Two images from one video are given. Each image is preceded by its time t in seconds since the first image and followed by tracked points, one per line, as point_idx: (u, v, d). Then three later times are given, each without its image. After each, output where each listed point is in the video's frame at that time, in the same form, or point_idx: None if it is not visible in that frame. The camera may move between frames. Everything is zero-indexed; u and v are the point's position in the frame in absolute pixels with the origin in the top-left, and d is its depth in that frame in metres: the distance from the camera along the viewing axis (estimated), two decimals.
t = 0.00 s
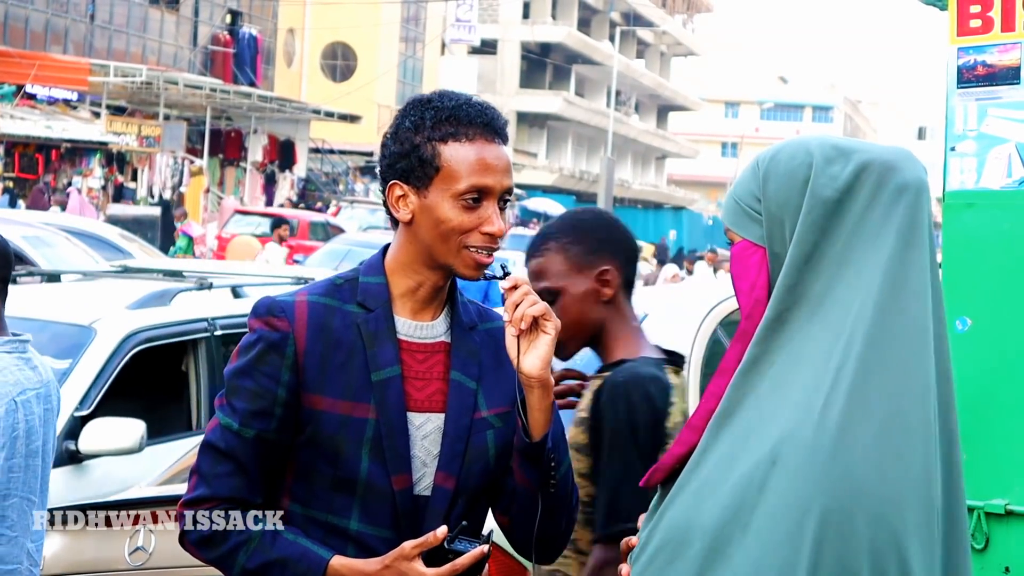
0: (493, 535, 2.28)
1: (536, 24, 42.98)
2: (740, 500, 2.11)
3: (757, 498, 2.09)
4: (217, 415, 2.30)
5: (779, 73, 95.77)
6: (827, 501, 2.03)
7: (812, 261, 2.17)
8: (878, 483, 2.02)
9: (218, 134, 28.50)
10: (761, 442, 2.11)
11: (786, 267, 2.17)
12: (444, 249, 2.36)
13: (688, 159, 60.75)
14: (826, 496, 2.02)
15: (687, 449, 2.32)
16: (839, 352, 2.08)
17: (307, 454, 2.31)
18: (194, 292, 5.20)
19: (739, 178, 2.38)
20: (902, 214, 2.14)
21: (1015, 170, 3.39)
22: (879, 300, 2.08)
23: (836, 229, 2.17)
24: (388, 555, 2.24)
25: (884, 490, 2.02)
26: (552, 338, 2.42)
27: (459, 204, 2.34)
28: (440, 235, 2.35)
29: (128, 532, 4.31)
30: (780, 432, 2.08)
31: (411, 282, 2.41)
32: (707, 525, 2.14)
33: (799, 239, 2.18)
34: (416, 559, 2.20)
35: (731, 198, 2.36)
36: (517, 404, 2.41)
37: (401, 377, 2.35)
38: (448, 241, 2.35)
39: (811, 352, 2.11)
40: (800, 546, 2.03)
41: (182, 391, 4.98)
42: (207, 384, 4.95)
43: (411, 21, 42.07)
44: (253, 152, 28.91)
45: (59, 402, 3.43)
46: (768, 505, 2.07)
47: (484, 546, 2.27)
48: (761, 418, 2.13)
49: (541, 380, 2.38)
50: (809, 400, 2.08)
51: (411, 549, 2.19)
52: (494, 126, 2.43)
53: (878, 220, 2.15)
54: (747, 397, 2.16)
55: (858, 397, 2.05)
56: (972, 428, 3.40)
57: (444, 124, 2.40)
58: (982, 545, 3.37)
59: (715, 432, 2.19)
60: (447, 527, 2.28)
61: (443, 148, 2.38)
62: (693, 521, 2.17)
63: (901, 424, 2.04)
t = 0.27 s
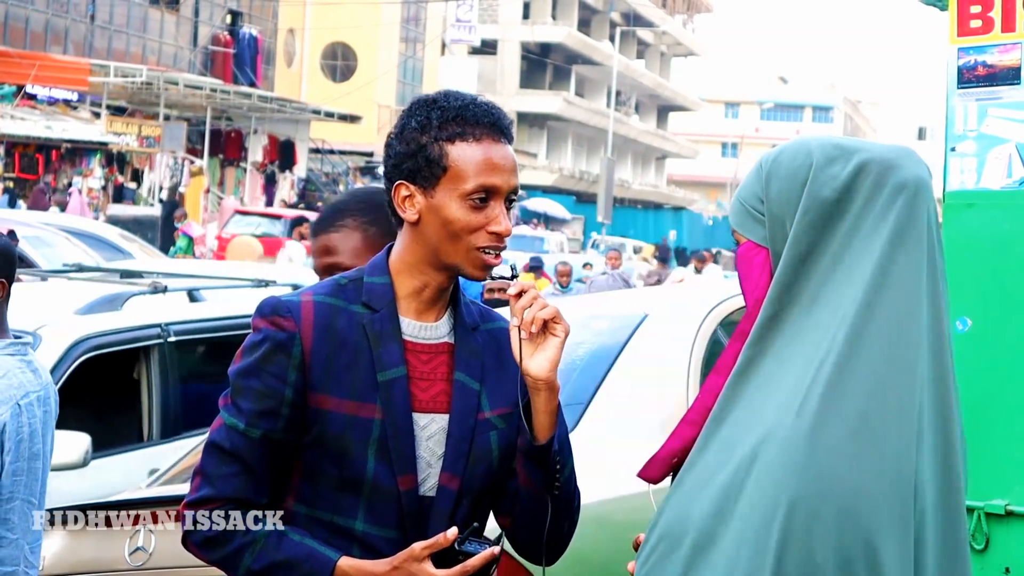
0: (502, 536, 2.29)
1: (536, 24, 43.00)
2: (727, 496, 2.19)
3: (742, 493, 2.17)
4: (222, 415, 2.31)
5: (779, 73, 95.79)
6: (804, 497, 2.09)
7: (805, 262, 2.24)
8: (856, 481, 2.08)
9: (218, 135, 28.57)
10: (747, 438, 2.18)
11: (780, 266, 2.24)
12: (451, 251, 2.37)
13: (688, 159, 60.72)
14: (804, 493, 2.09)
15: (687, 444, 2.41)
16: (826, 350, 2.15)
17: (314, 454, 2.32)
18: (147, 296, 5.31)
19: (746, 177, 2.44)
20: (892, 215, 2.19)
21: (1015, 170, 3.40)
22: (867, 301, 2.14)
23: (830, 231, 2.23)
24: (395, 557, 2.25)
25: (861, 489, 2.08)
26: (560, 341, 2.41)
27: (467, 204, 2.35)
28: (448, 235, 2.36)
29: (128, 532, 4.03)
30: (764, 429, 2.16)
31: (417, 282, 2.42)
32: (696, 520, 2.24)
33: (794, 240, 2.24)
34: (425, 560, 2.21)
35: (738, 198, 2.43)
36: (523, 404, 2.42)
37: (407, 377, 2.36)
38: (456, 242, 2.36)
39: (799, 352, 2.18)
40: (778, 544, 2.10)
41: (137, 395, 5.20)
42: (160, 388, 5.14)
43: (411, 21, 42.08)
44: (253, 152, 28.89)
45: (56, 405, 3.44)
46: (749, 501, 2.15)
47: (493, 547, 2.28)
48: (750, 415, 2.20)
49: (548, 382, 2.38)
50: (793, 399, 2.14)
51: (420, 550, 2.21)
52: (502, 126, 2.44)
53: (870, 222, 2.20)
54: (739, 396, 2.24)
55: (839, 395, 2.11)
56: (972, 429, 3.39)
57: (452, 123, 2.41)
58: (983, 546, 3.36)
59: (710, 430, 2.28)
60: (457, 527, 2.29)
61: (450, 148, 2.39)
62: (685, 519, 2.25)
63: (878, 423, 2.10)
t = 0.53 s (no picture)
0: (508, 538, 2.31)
1: (535, 24, 43.07)
2: (730, 497, 2.18)
3: (746, 493, 2.15)
4: (226, 412, 2.32)
5: (778, 73, 95.88)
6: (805, 497, 2.07)
7: (812, 262, 2.23)
8: (859, 483, 2.06)
9: (218, 134, 28.61)
10: (751, 439, 2.17)
11: (790, 267, 2.23)
12: (459, 253, 2.37)
13: (687, 159, 60.77)
14: (806, 494, 2.07)
15: (689, 442, 2.41)
16: (831, 350, 2.13)
17: (316, 454, 2.33)
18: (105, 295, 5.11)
19: (756, 177, 2.45)
20: (900, 217, 2.17)
21: (1014, 170, 3.42)
22: (872, 301, 2.13)
23: (838, 232, 2.22)
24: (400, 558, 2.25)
25: (864, 489, 2.06)
26: (567, 348, 2.42)
27: (474, 207, 2.36)
28: (455, 238, 2.36)
29: (128, 532, 4.04)
30: (768, 429, 2.14)
31: (421, 283, 2.42)
32: (699, 519, 2.23)
33: (802, 242, 2.24)
34: (430, 561, 2.21)
35: (746, 197, 2.44)
36: (527, 408, 2.42)
37: (410, 378, 2.36)
38: (463, 244, 2.36)
39: (805, 352, 2.17)
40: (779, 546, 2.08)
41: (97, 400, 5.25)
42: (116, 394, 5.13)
43: (411, 21, 42.09)
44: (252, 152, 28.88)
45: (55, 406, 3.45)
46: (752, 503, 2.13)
47: (500, 549, 2.30)
48: (755, 416, 2.19)
49: (551, 389, 2.38)
50: (797, 399, 2.13)
51: (426, 551, 2.21)
52: (510, 130, 2.45)
53: (877, 223, 2.19)
54: (744, 397, 2.24)
55: (844, 394, 2.08)
56: (974, 429, 3.39)
57: (461, 126, 2.42)
58: (983, 545, 3.36)
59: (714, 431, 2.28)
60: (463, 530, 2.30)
61: (458, 151, 2.39)
62: (688, 519, 2.25)
63: (885, 425, 2.07)
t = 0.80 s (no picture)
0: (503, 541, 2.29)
1: (536, 24, 43.06)
2: (741, 504, 2.14)
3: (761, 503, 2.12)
4: (225, 412, 2.31)
5: (779, 74, 95.86)
6: (828, 510, 2.05)
7: (824, 268, 2.18)
8: (879, 495, 2.05)
9: (219, 134, 28.61)
10: (764, 447, 2.13)
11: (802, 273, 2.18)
12: (459, 254, 2.36)
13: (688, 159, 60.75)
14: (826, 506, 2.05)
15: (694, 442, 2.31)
16: (847, 360, 2.11)
17: (316, 453, 2.32)
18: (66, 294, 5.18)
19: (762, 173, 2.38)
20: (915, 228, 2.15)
21: (1015, 170, 3.41)
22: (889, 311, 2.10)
23: (852, 238, 2.18)
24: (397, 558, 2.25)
25: (885, 501, 2.05)
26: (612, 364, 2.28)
27: (476, 208, 2.36)
28: (455, 239, 2.36)
29: (130, 533, 4.03)
30: (784, 439, 2.10)
31: (422, 284, 2.42)
32: (709, 526, 2.17)
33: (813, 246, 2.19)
34: (425, 562, 2.20)
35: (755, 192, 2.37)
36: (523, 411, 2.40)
37: (410, 379, 2.35)
38: (464, 244, 2.35)
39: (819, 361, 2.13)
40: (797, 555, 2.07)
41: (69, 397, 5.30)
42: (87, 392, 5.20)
43: (412, 21, 42.04)
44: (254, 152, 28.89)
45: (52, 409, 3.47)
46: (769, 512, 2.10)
47: (494, 552, 2.28)
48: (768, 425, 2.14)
49: (577, 408, 2.29)
50: (813, 408, 2.10)
51: (421, 553, 2.20)
52: (513, 131, 2.44)
53: (892, 231, 2.15)
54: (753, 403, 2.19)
55: (864, 407, 2.07)
56: (976, 428, 3.39)
57: (463, 128, 2.41)
58: (984, 545, 3.36)
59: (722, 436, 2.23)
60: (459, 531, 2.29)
61: (460, 152, 2.39)
62: (694, 524, 2.19)
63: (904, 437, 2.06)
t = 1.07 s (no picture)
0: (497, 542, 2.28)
1: (538, 24, 43.06)
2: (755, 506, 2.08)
3: (771, 503, 2.07)
4: (225, 412, 2.32)
5: (779, 74, 95.87)
6: (845, 509, 2.02)
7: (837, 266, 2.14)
8: (896, 496, 2.01)
9: (221, 134, 28.62)
10: (777, 445, 2.08)
11: (816, 272, 2.13)
12: (458, 253, 2.37)
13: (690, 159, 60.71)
14: (846, 506, 2.02)
15: (679, 434, 2.20)
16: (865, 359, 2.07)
17: (315, 453, 2.33)
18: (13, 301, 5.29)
19: (761, 165, 2.31)
20: (932, 230, 2.12)
21: (1017, 170, 3.41)
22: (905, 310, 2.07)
23: (867, 235, 2.14)
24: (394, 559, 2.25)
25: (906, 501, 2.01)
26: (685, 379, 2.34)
27: (474, 207, 2.36)
28: (455, 238, 2.36)
29: (130, 533, 4.00)
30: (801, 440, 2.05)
31: (422, 284, 2.42)
32: (718, 524, 2.11)
33: (825, 243, 2.14)
34: (419, 565, 2.20)
35: (752, 181, 2.28)
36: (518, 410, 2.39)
37: (409, 379, 2.36)
38: (463, 243, 2.36)
39: (837, 360, 2.09)
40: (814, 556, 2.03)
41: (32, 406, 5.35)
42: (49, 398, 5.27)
43: (413, 21, 42.01)
44: (256, 152, 28.91)
45: (55, 410, 3.48)
46: (785, 513, 2.05)
47: (487, 555, 2.26)
48: (780, 422, 2.09)
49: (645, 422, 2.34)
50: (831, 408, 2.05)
51: (415, 555, 2.19)
52: (512, 130, 2.44)
53: (907, 233, 2.12)
54: (765, 402, 2.11)
55: (881, 409, 2.04)
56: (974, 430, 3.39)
57: (461, 127, 2.41)
58: (986, 546, 3.35)
59: (721, 434, 2.14)
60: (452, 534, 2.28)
61: (458, 151, 2.39)
62: (702, 526, 2.12)
63: (923, 441, 2.03)
